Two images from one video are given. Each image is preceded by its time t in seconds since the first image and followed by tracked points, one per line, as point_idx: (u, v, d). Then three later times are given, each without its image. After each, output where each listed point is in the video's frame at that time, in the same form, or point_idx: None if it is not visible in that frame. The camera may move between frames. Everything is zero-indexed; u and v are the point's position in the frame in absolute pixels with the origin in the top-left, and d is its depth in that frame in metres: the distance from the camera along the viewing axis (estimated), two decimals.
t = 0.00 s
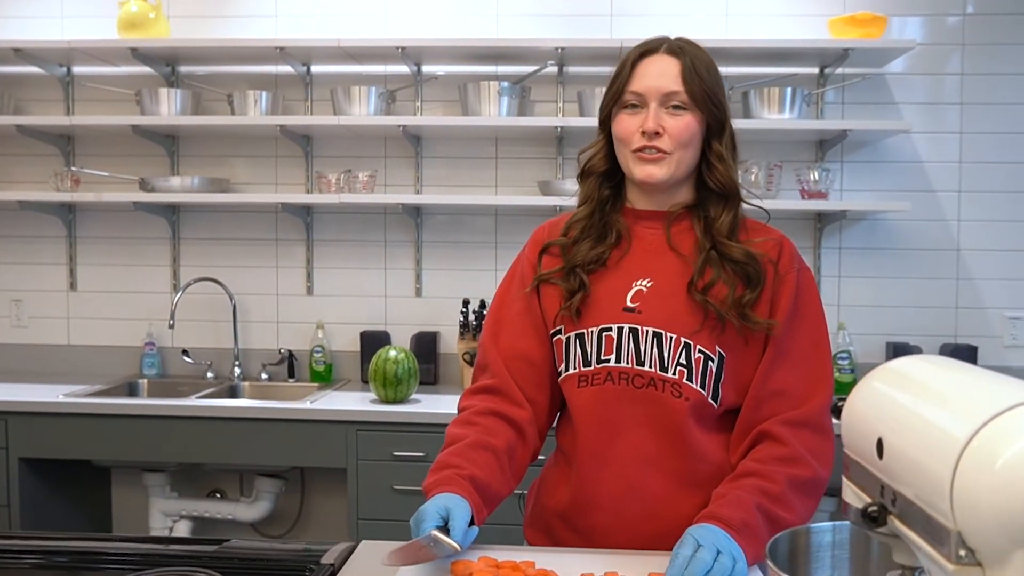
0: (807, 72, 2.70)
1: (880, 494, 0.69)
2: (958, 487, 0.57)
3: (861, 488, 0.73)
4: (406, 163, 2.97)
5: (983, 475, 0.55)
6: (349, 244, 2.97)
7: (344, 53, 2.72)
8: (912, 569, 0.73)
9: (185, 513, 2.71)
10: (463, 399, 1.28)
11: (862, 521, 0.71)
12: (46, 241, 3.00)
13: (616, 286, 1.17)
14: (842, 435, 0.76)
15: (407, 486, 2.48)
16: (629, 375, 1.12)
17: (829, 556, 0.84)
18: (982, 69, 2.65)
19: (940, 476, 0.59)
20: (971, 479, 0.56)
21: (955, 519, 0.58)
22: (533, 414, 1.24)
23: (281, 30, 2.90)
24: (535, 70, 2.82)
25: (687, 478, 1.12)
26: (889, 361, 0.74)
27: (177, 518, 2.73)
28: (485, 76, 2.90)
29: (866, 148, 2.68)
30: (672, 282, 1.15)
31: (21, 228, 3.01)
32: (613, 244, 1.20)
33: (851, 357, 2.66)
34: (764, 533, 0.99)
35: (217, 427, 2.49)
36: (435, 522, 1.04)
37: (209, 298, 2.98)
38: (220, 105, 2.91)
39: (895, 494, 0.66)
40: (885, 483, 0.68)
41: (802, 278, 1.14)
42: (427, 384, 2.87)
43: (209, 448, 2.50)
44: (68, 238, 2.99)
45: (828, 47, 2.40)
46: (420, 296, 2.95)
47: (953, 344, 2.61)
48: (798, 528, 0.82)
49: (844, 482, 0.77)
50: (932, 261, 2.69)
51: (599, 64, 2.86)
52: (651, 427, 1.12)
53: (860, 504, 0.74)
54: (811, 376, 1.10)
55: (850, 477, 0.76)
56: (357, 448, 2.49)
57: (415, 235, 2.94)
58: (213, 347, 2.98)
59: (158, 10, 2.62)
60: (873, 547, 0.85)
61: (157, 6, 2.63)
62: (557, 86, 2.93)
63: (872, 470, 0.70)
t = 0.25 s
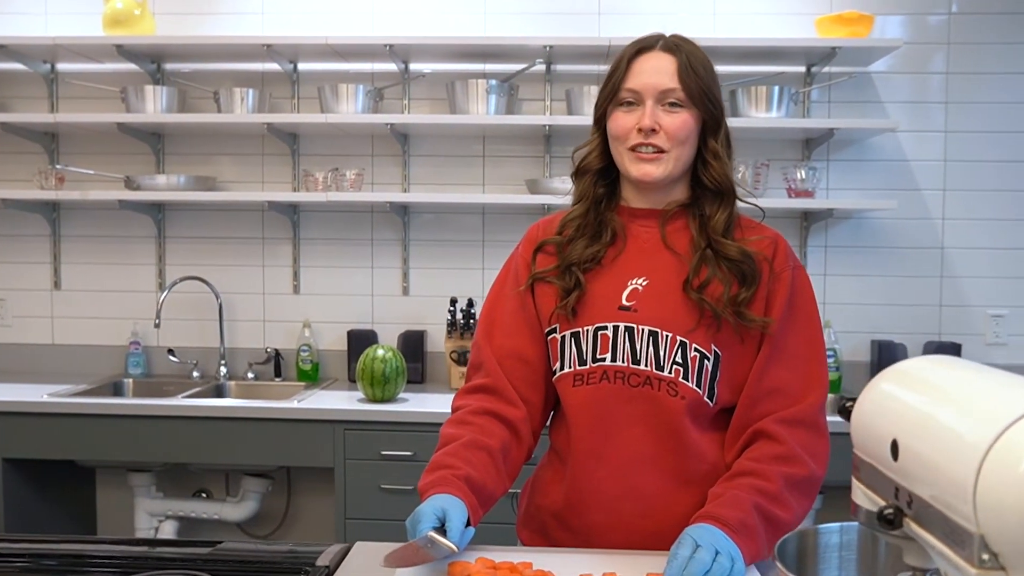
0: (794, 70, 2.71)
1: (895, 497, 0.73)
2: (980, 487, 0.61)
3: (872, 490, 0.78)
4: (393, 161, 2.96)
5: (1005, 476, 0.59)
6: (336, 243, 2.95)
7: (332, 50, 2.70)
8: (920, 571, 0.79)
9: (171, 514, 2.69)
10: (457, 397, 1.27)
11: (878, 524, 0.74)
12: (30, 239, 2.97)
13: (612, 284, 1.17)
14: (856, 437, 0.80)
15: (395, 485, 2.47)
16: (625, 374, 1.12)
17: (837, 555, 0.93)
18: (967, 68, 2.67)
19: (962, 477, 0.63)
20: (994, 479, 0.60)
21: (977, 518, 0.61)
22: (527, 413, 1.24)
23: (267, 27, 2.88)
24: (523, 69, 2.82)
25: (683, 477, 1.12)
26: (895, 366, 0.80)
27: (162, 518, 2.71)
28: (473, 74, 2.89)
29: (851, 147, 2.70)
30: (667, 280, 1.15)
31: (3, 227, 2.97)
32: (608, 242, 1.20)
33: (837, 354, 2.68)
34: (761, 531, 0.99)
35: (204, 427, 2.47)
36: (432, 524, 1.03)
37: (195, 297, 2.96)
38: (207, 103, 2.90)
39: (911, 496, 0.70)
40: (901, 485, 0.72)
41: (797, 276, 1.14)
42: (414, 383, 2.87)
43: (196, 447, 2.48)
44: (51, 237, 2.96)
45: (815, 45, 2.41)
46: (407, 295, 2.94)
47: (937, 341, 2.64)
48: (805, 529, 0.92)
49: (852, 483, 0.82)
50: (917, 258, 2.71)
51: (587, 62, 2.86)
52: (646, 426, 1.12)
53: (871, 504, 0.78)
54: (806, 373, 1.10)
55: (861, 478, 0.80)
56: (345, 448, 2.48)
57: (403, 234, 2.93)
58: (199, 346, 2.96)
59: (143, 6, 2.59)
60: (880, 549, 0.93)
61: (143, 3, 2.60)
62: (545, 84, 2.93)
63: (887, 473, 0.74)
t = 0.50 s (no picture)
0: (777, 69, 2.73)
1: (913, 502, 0.71)
2: (1009, 496, 0.59)
3: (890, 496, 0.76)
4: (377, 159, 2.95)
5: None
6: (318, 241, 2.94)
7: (316, 48, 2.69)
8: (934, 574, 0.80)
9: (153, 514, 2.67)
10: (450, 397, 1.28)
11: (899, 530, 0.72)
12: (7, 238, 2.93)
13: (605, 285, 1.18)
14: (871, 440, 0.78)
15: (379, 484, 2.47)
16: (618, 374, 1.13)
17: (845, 556, 0.93)
18: (948, 67, 2.71)
19: (990, 484, 0.60)
20: None
21: (1006, 528, 0.59)
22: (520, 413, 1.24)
23: (250, 23, 2.86)
24: (508, 67, 2.82)
25: (676, 476, 1.13)
26: (907, 366, 0.79)
27: (144, 519, 2.68)
28: (458, 72, 2.89)
29: (832, 145, 2.73)
30: (661, 281, 1.16)
31: None
32: (601, 243, 1.21)
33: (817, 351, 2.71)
34: (755, 531, 1.00)
35: (186, 427, 2.45)
36: (427, 525, 1.03)
37: (176, 296, 2.93)
38: (190, 101, 2.87)
39: (931, 501, 0.68)
40: (920, 491, 0.70)
41: (790, 277, 1.15)
42: (398, 382, 2.86)
43: (178, 448, 2.46)
44: (30, 235, 2.92)
45: (798, 44, 2.43)
46: (390, 294, 2.94)
47: (915, 338, 2.67)
48: (816, 532, 0.92)
49: (867, 487, 0.80)
50: (896, 255, 2.75)
51: (571, 60, 2.87)
52: (640, 426, 1.13)
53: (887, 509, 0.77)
54: (799, 374, 1.11)
55: (874, 481, 0.79)
56: (329, 447, 2.47)
57: (386, 232, 2.92)
58: (180, 346, 2.94)
59: (124, 2, 2.56)
60: (887, 550, 0.94)
61: None
62: (529, 82, 2.93)
63: (905, 477, 0.72)
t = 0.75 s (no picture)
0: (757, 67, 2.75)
1: (931, 506, 0.72)
2: None
3: (904, 500, 0.77)
4: (357, 157, 2.93)
5: None
6: (298, 239, 2.92)
7: (296, 45, 2.66)
8: None
9: (132, 515, 2.64)
10: (440, 397, 1.28)
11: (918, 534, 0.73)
12: None
13: (597, 285, 1.19)
14: (886, 444, 0.79)
15: (362, 483, 2.45)
16: (610, 375, 1.14)
17: (853, 558, 0.95)
18: (926, 66, 2.74)
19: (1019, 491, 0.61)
20: None
21: None
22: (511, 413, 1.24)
23: (229, 20, 2.83)
24: (489, 64, 2.82)
25: (668, 476, 1.14)
26: (918, 372, 0.80)
27: (123, 520, 2.65)
28: (439, 70, 2.88)
29: (811, 144, 2.76)
30: (653, 281, 1.17)
31: None
32: (592, 242, 1.21)
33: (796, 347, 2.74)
34: (749, 530, 1.01)
35: (166, 427, 2.42)
36: (421, 530, 1.02)
37: (154, 295, 2.90)
38: (167, 98, 2.84)
39: (952, 505, 0.69)
40: (940, 495, 0.71)
41: (781, 277, 1.16)
42: (379, 380, 2.85)
43: (158, 448, 2.43)
44: (4, 234, 2.87)
45: (778, 42, 2.45)
46: (371, 292, 2.92)
47: (892, 334, 2.71)
48: (825, 533, 0.93)
49: (879, 489, 0.81)
50: (873, 253, 2.78)
51: (552, 58, 2.87)
52: (633, 426, 1.13)
53: (900, 512, 0.78)
54: (790, 373, 1.12)
55: (887, 485, 0.80)
56: (311, 446, 2.46)
57: (367, 231, 2.91)
58: (159, 346, 2.90)
59: None
60: (895, 552, 0.96)
61: None
62: (510, 80, 2.93)
63: (923, 481, 0.73)
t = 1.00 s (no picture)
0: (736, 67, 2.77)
1: (948, 508, 0.68)
2: None
3: (916, 501, 0.73)
4: (335, 155, 2.91)
5: None
6: (276, 238, 2.89)
7: (274, 41, 2.64)
8: None
9: (108, 517, 2.60)
10: (427, 396, 1.27)
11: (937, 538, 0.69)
12: None
13: (586, 284, 1.19)
14: (896, 443, 0.74)
15: (341, 484, 2.43)
16: (599, 374, 1.14)
17: (859, 559, 0.95)
18: (902, 66, 2.77)
19: None
20: None
21: None
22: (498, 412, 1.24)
23: (205, 15, 2.79)
24: (469, 62, 2.81)
25: (657, 475, 1.14)
26: (925, 370, 0.75)
27: (98, 522, 2.61)
28: (418, 67, 2.87)
29: (789, 143, 2.78)
30: (642, 280, 1.17)
31: None
32: (581, 241, 1.21)
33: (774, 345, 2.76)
34: (741, 530, 1.02)
35: (143, 428, 2.39)
36: (412, 531, 1.02)
37: (129, 294, 2.85)
38: (143, 95, 2.80)
39: (973, 507, 0.65)
40: (959, 497, 0.66)
41: (769, 276, 1.17)
42: (358, 381, 2.83)
43: (135, 450, 2.40)
44: None
45: (757, 41, 2.47)
46: (350, 292, 2.90)
47: (868, 332, 2.74)
48: (830, 534, 0.93)
49: (888, 490, 0.77)
50: (850, 251, 2.81)
51: (531, 56, 2.87)
52: (622, 426, 1.13)
53: (913, 515, 0.73)
54: (779, 372, 1.13)
55: (897, 486, 0.75)
56: (290, 447, 2.43)
57: (346, 229, 2.88)
58: (134, 346, 2.86)
59: None
60: (902, 552, 0.95)
61: None
62: (489, 78, 2.93)
63: (938, 483, 0.69)
